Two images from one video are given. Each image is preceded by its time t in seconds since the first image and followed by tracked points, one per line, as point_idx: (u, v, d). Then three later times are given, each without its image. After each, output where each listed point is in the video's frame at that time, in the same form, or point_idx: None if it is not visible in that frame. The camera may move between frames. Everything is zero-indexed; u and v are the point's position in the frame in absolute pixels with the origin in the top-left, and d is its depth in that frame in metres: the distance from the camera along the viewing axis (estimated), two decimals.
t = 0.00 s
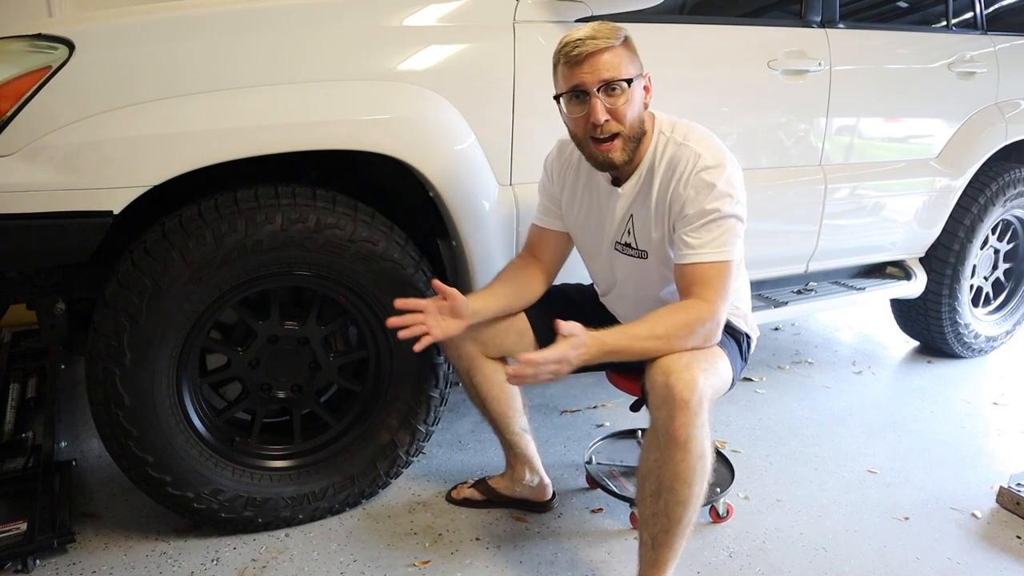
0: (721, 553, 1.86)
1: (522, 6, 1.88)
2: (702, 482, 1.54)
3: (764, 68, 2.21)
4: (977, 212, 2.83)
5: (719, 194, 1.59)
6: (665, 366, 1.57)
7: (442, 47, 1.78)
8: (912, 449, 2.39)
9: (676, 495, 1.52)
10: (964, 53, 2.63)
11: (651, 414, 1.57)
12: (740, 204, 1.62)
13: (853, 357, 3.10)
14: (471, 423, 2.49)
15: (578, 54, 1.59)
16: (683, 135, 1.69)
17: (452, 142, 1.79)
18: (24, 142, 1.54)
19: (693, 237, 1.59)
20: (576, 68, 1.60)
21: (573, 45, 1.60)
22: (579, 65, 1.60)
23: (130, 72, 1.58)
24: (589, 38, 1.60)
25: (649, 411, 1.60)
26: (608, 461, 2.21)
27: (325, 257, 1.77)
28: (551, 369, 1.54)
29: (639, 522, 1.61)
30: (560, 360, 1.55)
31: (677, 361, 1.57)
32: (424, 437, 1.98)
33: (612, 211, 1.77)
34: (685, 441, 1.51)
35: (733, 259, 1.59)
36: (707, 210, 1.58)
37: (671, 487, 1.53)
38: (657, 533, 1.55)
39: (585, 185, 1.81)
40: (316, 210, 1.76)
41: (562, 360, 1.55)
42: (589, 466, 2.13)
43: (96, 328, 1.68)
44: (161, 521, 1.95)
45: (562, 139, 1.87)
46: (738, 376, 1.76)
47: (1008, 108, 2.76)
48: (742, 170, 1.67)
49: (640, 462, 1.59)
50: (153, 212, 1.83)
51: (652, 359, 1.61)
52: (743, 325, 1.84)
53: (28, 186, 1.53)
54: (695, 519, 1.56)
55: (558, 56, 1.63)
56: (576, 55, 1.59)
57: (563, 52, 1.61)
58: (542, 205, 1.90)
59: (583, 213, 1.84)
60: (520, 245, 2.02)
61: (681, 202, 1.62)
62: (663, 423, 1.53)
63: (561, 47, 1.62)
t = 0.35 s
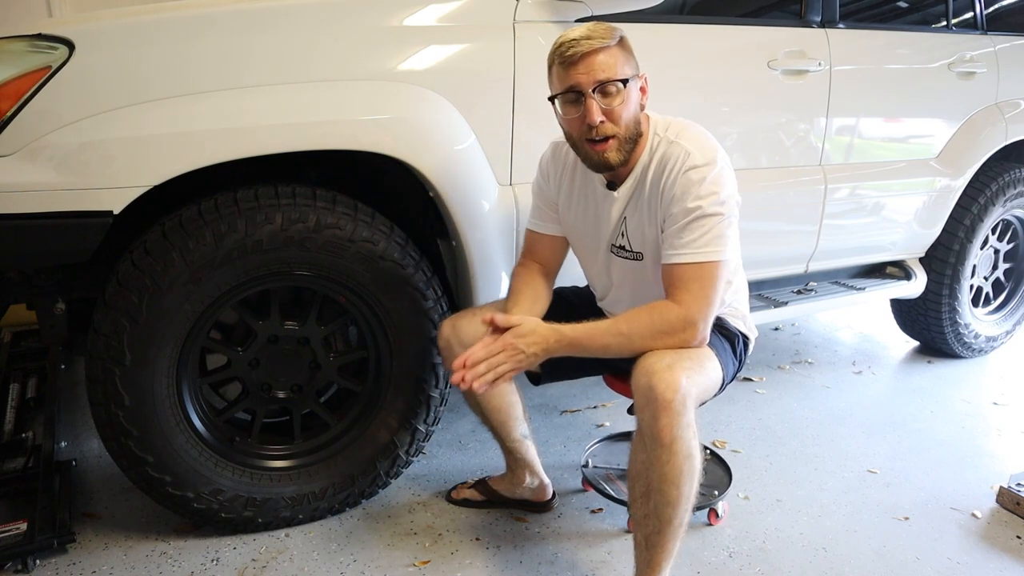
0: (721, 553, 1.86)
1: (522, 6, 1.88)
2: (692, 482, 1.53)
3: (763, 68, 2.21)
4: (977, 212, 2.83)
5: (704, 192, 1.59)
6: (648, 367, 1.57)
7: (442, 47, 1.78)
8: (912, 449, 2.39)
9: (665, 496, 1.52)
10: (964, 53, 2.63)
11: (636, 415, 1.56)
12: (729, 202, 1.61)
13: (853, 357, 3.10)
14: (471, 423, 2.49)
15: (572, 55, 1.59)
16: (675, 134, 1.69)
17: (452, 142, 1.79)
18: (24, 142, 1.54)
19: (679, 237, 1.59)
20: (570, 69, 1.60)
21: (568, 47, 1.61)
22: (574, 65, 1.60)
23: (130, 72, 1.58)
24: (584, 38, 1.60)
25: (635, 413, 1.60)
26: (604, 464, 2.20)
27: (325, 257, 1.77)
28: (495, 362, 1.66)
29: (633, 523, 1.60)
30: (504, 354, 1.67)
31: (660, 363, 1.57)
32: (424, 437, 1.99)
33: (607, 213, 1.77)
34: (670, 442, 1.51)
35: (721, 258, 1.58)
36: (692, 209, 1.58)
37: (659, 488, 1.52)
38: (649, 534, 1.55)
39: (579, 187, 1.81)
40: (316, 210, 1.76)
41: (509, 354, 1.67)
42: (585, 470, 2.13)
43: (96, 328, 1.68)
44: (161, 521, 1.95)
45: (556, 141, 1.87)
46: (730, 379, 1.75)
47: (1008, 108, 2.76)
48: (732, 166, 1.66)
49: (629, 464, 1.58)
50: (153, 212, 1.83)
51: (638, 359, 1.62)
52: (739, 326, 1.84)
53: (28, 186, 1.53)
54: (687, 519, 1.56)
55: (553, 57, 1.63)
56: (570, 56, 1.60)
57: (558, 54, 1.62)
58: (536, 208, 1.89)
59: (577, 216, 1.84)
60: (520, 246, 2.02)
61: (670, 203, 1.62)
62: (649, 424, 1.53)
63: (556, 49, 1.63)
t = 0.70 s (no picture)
0: (721, 553, 1.86)
1: (522, 6, 1.88)
2: (690, 489, 1.54)
3: (764, 68, 2.21)
4: (977, 212, 2.83)
5: (693, 198, 1.59)
6: (644, 376, 1.56)
7: (442, 47, 1.78)
8: (912, 449, 2.39)
9: (664, 504, 1.52)
10: (964, 53, 2.63)
11: (634, 424, 1.56)
12: (716, 207, 1.62)
13: (853, 358, 3.10)
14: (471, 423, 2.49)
15: (557, 48, 1.59)
16: (660, 135, 1.69)
17: (452, 142, 1.79)
18: (24, 142, 1.54)
19: (669, 242, 1.59)
20: (555, 63, 1.59)
21: (552, 39, 1.60)
22: (559, 59, 1.59)
23: (129, 72, 1.58)
24: (569, 31, 1.60)
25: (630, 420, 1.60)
26: (595, 469, 2.19)
27: (325, 257, 1.77)
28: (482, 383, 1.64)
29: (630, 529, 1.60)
30: (490, 372, 1.64)
31: (656, 371, 1.56)
32: (424, 437, 1.99)
33: (593, 215, 1.77)
34: (669, 451, 1.51)
35: (710, 265, 1.58)
36: (682, 213, 1.58)
37: (659, 496, 1.52)
38: (648, 541, 1.55)
39: (564, 190, 1.81)
40: (316, 210, 1.76)
41: (495, 372, 1.64)
42: (575, 475, 2.12)
43: (96, 327, 1.68)
44: (161, 521, 1.95)
45: (536, 144, 1.87)
46: (725, 382, 1.75)
47: (1008, 108, 2.76)
48: (719, 170, 1.67)
49: (627, 472, 1.58)
50: (153, 212, 1.83)
51: (632, 366, 1.61)
52: (730, 328, 1.84)
53: (28, 186, 1.53)
54: (685, 524, 1.57)
55: (536, 51, 1.63)
56: (556, 49, 1.59)
57: (542, 47, 1.61)
58: (518, 212, 1.88)
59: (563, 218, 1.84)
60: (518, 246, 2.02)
61: (659, 205, 1.62)
62: (648, 433, 1.53)
63: (540, 41, 1.62)
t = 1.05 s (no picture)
0: (721, 553, 1.86)
1: (521, 6, 1.88)
2: (687, 490, 1.54)
3: (764, 68, 2.21)
4: (977, 212, 2.83)
5: (692, 198, 1.59)
6: (640, 377, 1.56)
7: (442, 47, 1.78)
8: (912, 449, 2.39)
9: (662, 504, 1.52)
10: (964, 53, 2.63)
11: (630, 425, 1.56)
12: (715, 208, 1.62)
13: (853, 357, 3.10)
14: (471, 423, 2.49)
15: (556, 47, 1.59)
16: (660, 135, 1.69)
17: (452, 142, 1.79)
18: (24, 141, 1.54)
19: (667, 243, 1.59)
20: (554, 62, 1.59)
21: (551, 38, 1.60)
22: (558, 58, 1.59)
23: (129, 72, 1.58)
24: (568, 30, 1.60)
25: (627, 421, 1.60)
26: (594, 470, 2.19)
27: (325, 257, 1.77)
28: (480, 386, 1.64)
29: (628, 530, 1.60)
30: (484, 370, 1.64)
31: (653, 372, 1.56)
32: (424, 437, 1.99)
33: (591, 215, 1.77)
34: (666, 451, 1.51)
35: (708, 265, 1.58)
36: (681, 214, 1.59)
37: (657, 497, 1.52)
38: (647, 542, 1.55)
39: (561, 190, 1.81)
40: (316, 210, 1.76)
41: (490, 371, 1.64)
42: (574, 475, 2.12)
43: (96, 327, 1.68)
44: (161, 521, 1.95)
45: (533, 144, 1.87)
46: (721, 381, 1.75)
47: (1008, 108, 2.76)
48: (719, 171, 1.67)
49: (624, 473, 1.58)
50: (153, 212, 1.83)
51: (629, 367, 1.61)
52: (727, 328, 1.84)
53: (28, 186, 1.53)
54: (684, 524, 1.57)
55: (535, 50, 1.62)
56: (554, 48, 1.59)
57: (541, 46, 1.61)
58: (515, 213, 1.87)
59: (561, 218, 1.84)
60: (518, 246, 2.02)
61: (658, 206, 1.62)
62: (644, 434, 1.53)
63: (539, 40, 1.62)
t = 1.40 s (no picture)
0: (721, 553, 1.86)
1: (522, 6, 1.88)
2: (690, 490, 1.54)
3: (763, 68, 2.21)
4: (977, 212, 2.83)
5: (700, 200, 1.59)
6: (645, 377, 1.56)
7: (442, 47, 1.78)
8: (912, 449, 2.39)
9: (665, 505, 1.52)
10: (964, 53, 2.63)
11: (635, 425, 1.56)
12: (723, 210, 1.62)
13: (853, 358, 3.10)
14: (471, 423, 2.49)
15: (562, 54, 1.57)
16: (669, 136, 1.69)
17: (452, 142, 1.79)
18: (24, 141, 1.54)
19: (674, 242, 1.59)
20: (557, 69, 1.59)
21: (560, 43, 1.58)
22: (561, 65, 1.58)
23: (129, 72, 1.58)
24: (577, 38, 1.57)
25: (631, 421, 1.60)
26: (594, 470, 2.19)
27: (325, 257, 1.77)
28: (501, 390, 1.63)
29: (630, 531, 1.60)
30: (494, 370, 1.61)
31: (659, 373, 1.56)
32: (424, 437, 1.99)
33: (597, 214, 1.77)
34: (670, 452, 1.51)
35: (714, 267, 1.58)
36: (689, 215, 1.59)
37: (660, 497, 1.52)
38: (649, 542, 1.55)
39: (569, 188, 1.81)
40: (316, 210, 1.76)
41: (500, 371, 1.61)
42: (574, 475, 2.12)
43: (96, 327, 1.68)
44: (161, 521, 1.95)
45: (546, 140, 1.88)
46: (723, 382, 1.75)
47: (1008, 108, 2.76)
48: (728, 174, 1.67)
49: (627, 473, 1.58)
50: (153, 212, 1.83)
51: (634, 366, 1.61)
52: (729, 329, 1.84)
53: (28, 186, 1.53)
54: (686, 525, 1.57)
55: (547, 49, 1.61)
56: (558, 56, 1.58)
57: (551, 48, 1.60)
58: (525, 207, 1.88)
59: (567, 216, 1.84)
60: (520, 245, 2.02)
61: (666, 207, 1.62)
62: (648, 435, 1.53)
63: (552, 40, 1.60)
